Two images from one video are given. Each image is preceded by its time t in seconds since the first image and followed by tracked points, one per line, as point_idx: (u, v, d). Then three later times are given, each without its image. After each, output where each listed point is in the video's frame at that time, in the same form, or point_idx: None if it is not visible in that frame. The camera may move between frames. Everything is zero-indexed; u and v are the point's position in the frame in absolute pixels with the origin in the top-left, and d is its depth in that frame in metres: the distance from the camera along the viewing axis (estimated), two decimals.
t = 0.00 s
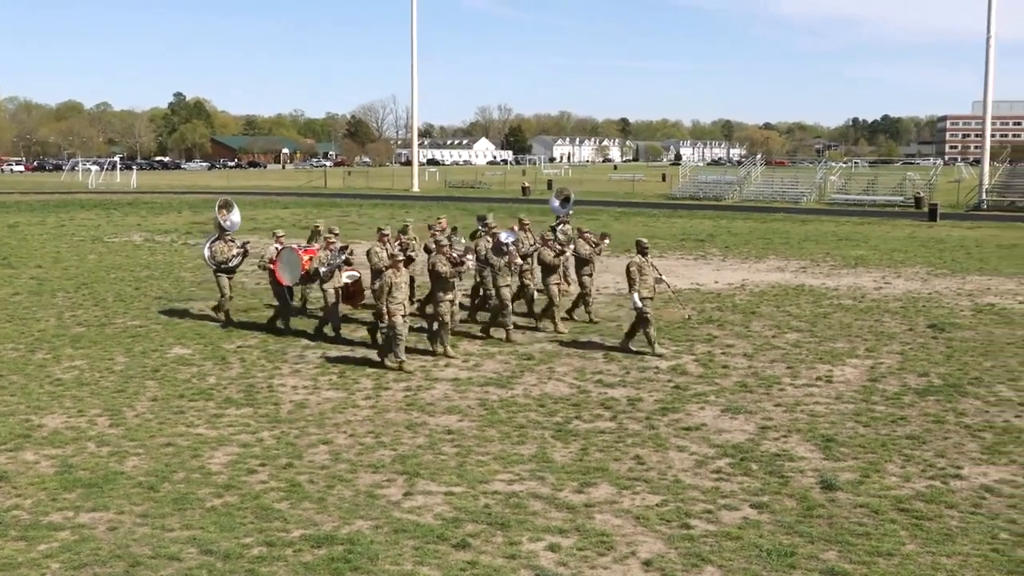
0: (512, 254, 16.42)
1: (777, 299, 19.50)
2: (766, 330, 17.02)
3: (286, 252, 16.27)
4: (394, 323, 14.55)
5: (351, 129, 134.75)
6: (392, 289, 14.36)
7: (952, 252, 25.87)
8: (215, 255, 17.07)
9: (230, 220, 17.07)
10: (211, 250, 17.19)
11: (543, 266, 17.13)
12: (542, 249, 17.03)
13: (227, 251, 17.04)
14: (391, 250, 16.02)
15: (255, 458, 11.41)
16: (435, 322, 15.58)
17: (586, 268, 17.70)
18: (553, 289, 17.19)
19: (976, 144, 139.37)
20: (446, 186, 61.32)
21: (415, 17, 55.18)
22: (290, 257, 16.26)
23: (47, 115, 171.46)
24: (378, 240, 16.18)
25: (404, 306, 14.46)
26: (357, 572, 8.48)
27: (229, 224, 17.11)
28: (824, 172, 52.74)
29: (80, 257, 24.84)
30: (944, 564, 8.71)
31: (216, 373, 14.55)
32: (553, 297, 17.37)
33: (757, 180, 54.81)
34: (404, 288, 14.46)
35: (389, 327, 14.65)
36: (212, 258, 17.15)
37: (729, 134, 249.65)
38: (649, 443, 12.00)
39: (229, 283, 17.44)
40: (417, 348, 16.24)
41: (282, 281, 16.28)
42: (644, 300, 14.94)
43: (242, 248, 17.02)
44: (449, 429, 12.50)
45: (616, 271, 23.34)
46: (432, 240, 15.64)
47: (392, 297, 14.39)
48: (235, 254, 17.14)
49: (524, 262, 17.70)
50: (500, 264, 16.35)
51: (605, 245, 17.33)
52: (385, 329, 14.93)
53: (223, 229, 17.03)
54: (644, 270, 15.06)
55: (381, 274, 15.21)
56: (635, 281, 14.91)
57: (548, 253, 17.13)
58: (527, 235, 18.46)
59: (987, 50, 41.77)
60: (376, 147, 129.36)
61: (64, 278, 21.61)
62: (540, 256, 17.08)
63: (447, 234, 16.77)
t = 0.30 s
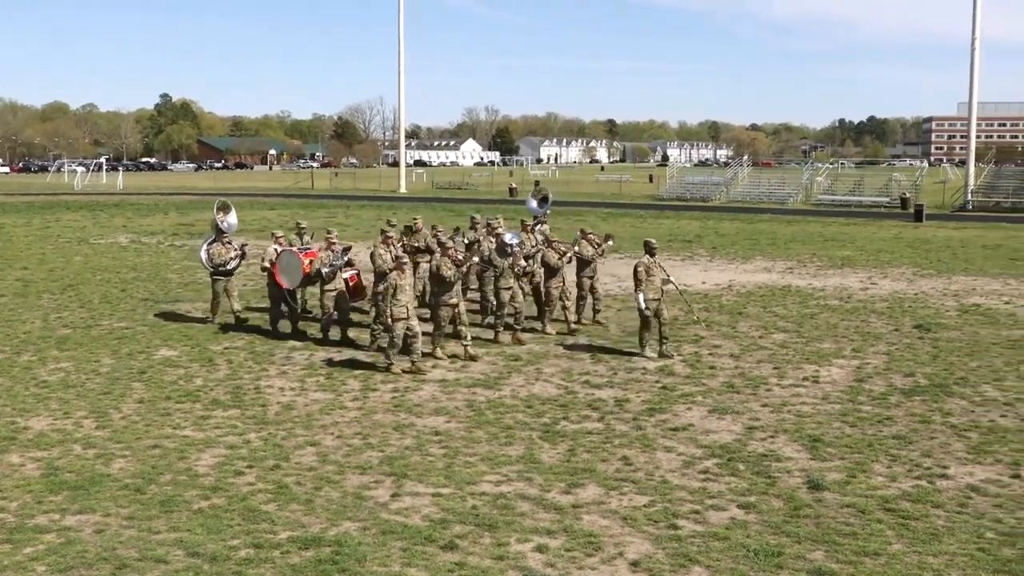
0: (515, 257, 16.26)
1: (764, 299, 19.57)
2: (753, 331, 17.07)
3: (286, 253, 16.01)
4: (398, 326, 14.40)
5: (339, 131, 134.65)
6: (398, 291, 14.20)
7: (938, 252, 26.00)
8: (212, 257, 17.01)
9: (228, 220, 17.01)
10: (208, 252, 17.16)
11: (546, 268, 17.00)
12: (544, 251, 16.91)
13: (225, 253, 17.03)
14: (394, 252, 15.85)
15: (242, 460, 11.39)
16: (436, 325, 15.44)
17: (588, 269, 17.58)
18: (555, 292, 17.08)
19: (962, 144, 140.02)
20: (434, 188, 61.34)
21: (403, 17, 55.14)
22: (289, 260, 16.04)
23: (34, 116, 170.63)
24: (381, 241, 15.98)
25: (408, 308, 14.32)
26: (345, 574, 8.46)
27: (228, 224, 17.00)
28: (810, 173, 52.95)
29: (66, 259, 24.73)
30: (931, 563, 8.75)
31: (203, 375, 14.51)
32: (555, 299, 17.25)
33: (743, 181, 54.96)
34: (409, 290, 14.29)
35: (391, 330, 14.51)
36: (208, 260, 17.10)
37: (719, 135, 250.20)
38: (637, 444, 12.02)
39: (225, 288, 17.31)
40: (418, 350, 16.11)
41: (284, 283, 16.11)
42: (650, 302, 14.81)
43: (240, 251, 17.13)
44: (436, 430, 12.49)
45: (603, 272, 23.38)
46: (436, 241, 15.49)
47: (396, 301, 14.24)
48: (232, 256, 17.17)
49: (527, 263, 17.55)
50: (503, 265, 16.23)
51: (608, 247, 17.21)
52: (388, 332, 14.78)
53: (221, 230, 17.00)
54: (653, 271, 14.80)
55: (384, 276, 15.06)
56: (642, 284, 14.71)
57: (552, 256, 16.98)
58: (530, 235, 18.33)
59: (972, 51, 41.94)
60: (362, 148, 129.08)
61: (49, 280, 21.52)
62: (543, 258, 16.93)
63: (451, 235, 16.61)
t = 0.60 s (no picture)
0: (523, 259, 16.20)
1: (752, 299, 19.62)
2: (742, 331, 17.10)
3: (291, 254, 15.90)
4: (407, 328, 14.36)
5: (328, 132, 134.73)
6: (405, 293, 14.19)
7: (925, 252, 26.12)
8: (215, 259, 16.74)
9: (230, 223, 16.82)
10: (211, 254, 16.92)
11: (553, 270, 16.89)
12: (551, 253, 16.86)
13: (228, 255, 16.77)
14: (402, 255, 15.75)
15: (230, 461, 11.37)
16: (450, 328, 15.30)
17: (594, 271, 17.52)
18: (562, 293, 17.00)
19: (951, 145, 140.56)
20: (423, 188, 61.40)
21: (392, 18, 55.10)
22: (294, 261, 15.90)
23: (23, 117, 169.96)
24: (389, 244, 16.05)
25: (416, 311, 14.27)
26: None
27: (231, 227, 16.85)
28: (798, 174, 53.18)
29: (53, 260, 24.66)
30: (919, 562, 8.77)
31: (191, 376, 14.48)
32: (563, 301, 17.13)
33: (731, 181, 55.12)
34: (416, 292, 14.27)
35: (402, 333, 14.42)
36: (211, 263, 16.83)
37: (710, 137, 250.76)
38: (625, 444, 12.03)
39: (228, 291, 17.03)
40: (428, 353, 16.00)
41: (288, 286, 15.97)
42: (663, 304, 14.77)
43: (243, 252, 16.83)
44: (425, 431, 12.48)
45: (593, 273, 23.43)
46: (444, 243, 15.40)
47: (406, 303, 14.14)
48: (236, 259, 16.88)
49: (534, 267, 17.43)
50: (510, 266, 16.18)
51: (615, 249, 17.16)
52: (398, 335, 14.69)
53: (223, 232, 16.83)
54: (664, 274, 14.83)
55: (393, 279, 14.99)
56: (655, 285, 14.71)
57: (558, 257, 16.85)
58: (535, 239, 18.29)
59: (959, 52, 42.09)
60: (351, 149, 128.72)
61: (37, 281, 21.44)
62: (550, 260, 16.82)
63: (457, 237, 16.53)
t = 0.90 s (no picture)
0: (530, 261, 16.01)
1: (741, 300, 19.65)
2: (730, 331, 17.14)
3: (294, 256, 15.87)
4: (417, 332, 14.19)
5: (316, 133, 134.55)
6: (415, 296, 14.03)
7: (912, 253, 26.22)
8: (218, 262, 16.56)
9: (234, 223, 16.75)
10: (212, 257, 16.76)
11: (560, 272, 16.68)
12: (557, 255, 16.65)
13: (230, 258, 16.59)
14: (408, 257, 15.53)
15: (218, 463, 11.35)
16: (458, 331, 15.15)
17: (601, 273, 17.31)
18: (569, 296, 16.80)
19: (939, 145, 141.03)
20: (412, 188, 61.34)
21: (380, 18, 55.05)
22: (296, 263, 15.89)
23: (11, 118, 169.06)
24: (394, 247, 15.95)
25: (425, 314, 14.08)
26: None
27: (234, 227, 16.80)
28: (786, 174, 53.32)
29: (39, 261, 24.58)
30: (906, 562, 8.80)
31: (179, 378, 14.45)
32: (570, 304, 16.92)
33: (719, 182, 55.20)
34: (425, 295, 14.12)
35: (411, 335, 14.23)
36: (213, 266, 16.65)
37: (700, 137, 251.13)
38: (614, 444, 12.05)
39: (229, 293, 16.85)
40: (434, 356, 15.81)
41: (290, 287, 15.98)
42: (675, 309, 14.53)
43: (246, 255, 16.66)
44: (413, 432, 12.47)
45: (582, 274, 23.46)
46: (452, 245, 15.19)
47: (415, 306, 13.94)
48: (237, 261, 16.71)
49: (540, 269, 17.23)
50: (516, 270, 15.96)
51: (620, 250, 16.99)
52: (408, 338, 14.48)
53: (225, 234, 16.71)
54: (671, 278, 14.62)
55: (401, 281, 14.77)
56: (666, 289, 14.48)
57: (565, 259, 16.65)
58: (539, 239, 18.07)
59: (945, 53, 42.19)
60: (340, 149, 128.04)
61: (23, 282, 21.36)
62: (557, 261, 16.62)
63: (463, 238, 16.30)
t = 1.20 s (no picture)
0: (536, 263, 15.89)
1: (729, 300, 19.69)
2: (718, 331, 17.17)
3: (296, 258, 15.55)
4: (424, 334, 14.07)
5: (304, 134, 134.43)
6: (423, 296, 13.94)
7: (900, 253, 26.32)
8: (221, 263, 16.30)
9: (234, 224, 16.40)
10: (214, 257, 16.45)
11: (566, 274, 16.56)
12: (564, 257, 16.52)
13: (232, 259, 16.34)
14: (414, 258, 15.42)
15: (206, 464, 11.32)
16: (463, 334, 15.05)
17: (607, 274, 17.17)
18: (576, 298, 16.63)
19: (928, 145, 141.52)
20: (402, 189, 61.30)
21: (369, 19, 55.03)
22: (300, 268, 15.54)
23: None
24: (400, 248, 15.82)
25: (433, 316, 13.97)
26: None
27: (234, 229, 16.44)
28: (774, 174, 53.47)
29: (26, 262, 24.50)
30: (894, 561, 8.82)
31: (167, 379, 14.41)
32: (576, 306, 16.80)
33: (707, 182, 55.30)
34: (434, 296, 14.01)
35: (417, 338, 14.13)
36: (215, 267, 16.38)
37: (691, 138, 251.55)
38: (603, 445, 12.06)
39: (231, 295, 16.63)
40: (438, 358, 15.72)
41: (293, 291, 15.65)
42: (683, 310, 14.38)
43: (249, 256, 16.47)
44: (402, 433, 12.47)
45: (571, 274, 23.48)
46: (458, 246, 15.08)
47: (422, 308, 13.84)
48: (239, 261, 16.48)
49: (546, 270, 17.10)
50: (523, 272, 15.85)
51: (626, 251, 16.87)
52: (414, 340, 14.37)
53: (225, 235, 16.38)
54: (680, 278, 14.47)
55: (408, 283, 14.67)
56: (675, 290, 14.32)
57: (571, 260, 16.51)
58: (545, 240, 17.96)
59: (932, 54, 42.34)
60: (327, 150, 127.82)
61: (10, 283, 21.28)
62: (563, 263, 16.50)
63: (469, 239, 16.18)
